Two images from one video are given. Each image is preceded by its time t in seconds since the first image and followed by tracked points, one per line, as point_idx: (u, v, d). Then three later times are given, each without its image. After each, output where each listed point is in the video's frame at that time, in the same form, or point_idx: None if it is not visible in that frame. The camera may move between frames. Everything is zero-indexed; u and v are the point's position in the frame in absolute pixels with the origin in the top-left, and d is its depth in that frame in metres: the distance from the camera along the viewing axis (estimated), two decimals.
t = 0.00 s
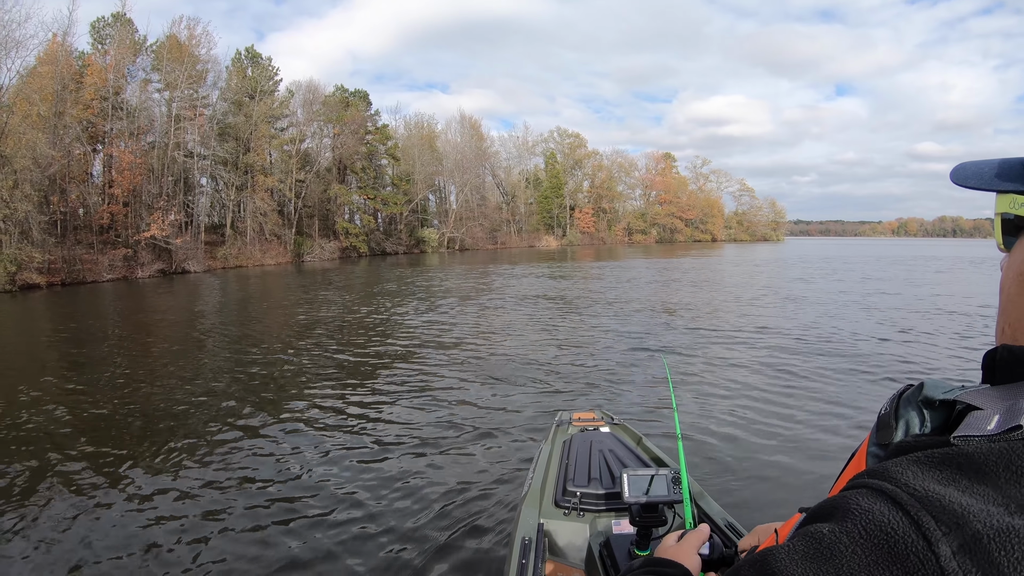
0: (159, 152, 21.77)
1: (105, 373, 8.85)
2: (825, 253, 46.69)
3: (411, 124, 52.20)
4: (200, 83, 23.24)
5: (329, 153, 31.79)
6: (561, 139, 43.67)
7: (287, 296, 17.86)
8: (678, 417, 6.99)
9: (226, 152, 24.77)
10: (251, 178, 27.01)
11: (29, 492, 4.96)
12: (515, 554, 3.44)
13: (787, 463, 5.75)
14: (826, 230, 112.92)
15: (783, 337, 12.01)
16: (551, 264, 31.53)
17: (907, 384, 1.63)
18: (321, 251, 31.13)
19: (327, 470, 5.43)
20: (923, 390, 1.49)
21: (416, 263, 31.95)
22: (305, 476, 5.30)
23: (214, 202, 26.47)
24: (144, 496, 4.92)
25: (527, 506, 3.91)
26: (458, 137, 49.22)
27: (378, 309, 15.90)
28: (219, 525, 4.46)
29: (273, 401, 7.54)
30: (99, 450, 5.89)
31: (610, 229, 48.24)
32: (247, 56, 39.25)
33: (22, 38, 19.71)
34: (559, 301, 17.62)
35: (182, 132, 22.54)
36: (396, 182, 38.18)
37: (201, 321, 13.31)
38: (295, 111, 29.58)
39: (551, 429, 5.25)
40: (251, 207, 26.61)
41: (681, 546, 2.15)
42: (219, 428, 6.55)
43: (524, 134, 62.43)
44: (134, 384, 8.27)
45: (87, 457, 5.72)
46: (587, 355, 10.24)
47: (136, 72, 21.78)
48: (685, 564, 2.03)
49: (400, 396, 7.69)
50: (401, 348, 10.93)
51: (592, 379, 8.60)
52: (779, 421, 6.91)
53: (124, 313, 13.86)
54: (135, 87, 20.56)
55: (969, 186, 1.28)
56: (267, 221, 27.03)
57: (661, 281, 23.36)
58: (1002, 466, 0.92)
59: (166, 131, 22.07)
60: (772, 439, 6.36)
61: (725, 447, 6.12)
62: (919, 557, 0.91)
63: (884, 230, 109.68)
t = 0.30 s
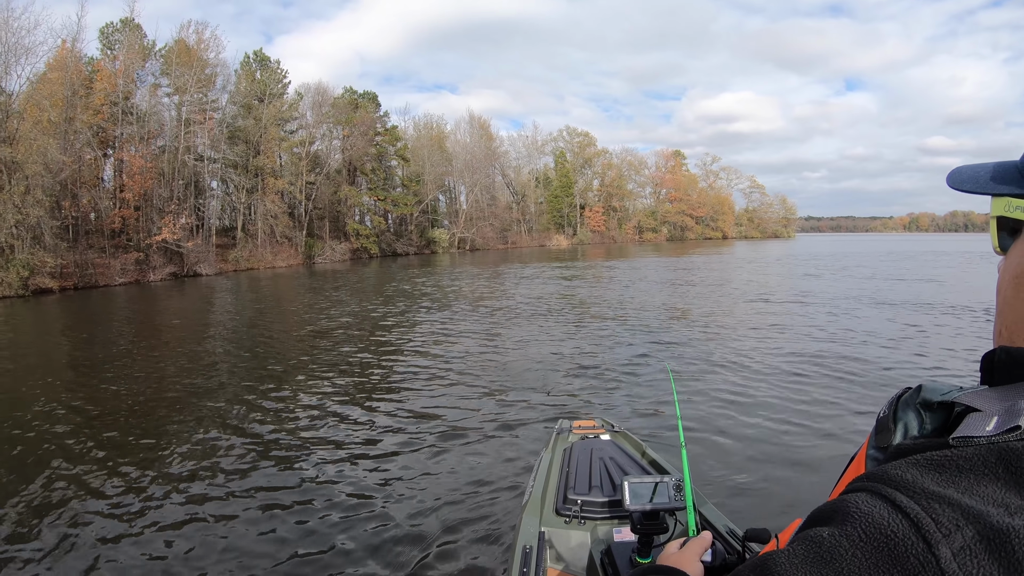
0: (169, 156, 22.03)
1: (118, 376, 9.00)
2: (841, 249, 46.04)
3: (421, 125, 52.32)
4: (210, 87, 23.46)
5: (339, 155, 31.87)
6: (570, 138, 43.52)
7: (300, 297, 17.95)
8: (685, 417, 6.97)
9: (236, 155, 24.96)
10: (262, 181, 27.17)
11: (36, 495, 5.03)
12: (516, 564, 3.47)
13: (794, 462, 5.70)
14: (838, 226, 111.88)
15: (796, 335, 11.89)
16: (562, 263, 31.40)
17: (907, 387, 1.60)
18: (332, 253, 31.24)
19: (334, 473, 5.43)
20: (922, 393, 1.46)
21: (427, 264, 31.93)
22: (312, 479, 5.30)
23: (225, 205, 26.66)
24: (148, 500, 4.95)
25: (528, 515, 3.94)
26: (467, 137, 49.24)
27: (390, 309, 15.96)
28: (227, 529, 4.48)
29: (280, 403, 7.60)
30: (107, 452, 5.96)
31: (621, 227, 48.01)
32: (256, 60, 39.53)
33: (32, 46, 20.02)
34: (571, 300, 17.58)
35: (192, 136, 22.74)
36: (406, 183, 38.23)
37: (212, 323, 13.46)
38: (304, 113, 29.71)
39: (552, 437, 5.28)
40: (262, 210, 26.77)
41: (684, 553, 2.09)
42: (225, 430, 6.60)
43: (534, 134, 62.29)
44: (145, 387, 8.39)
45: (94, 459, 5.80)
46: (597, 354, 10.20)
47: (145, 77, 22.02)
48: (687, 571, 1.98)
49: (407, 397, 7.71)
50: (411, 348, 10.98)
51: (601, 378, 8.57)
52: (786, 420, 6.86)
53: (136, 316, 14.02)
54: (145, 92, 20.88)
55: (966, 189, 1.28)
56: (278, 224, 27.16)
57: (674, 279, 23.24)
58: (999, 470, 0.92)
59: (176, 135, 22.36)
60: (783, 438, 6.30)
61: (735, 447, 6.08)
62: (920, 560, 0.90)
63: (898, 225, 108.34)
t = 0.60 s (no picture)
0: (179, 156, 22.19)
1: (130, 374, 9.13)
2: (857, 243, 45.41)
3: (430, 122, 52.28)
4: (218, 86, 23.53)
5: (349, 153, 31.85)
6: (580, 133, 43.28)
7: (314, 296, 18.01)
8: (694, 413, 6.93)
9: (245, 154, 25.05)
10: (272, 180, 27.25)
11: (47, 494, 5.11)
12: (521, 568, 3.50)
13: (801, 457, 5.68)
14: (850, 220, 110.88)
15: (808, 329, 11.79)
16: (573, 259, 31.25)
17: (908, 387, 1.58)
18: (342, 251, 31.33)
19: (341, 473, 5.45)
20: (923, 393, 1.45)
21: (438, 261, 31.88)
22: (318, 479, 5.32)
23: (235, 204, 26.77)
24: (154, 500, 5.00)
25: (532, 518, 3.97)
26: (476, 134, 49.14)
27: (402, 307, 16.00)
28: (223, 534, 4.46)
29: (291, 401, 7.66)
30: (118, 451, 6.06)
31: (632, 223, 47.71)
32: (264, 59, 39.65)
33: (43, 48, 20.19)
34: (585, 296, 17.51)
35: (202, 136, 22.82)
36: (416, 180, 38.21)
37: (224, 321, 13.59)
38: (314, 112, 29.73)
39: (557, 440, 5.30)
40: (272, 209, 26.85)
41: (687, 555, 2.12)
42: (234, 428, 6.68)
43: (543, 130, 62.03)
44: (156, 385, 8.51)
45: (105, 458, 5.90)
46: (608, 351, 10.15)
47: (154, 78, 22.16)
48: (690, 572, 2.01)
49: (417, 395, 7.73)
50: (422, 346, 11.01)
51: (611, 375, 8.54)
52: (796, 415, 6.81)
53: (149, 315, 14.21)
54: (154, 92, 21.08)
55: (965, 193, 1.26)
56: (289, 222, 27.25)
57: (688, 274, 23.09)
58: (1000, 469, 0.89)
59: (186, 135, 22.49)
60: (795, 435, 6.23)
61: (745, 443, 6.03)
62: (919, 560, 0.87)
63: (913, 219, 107.14)
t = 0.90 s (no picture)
0: (188, 156, 22.42)
1: (142, 373, 9.27)
2: (870, 237, 45.01)
3: (438, 119, 52.36)
4: (226, 86, 23.71)
5: (357, 151, 31.98)
6: (588, 130, 43.15)
7: (323, 294, 18.17)
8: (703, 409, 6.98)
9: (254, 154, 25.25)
10: (281, 179, 27.45)
11: (68, 488, 5.28)
12: (529, 559, 3.58)
13: (808, 452, 5.70)
14: (858, 215, 110.43)
15: (817, 324, 11.74)
16: (581, 256, 31.25)
17: (913, 381, 1.63)
18: (352, 249, 31.56)
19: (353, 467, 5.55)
20: (928, 387, 1.49)
21: (447, 258, 32.01)
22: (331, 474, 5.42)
23: (244, 203, 27.00)
24: (170, 495, 5.13)
25: (541, 510, 4.05)
26: (483, 131, 49.12)
27: (410, 304, 16.14)
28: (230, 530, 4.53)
29: (302, 397, 7.79)
30: (136, 447, 6.21)
31: (640, 219, 47.57)
32: (271, 58, 39.83)
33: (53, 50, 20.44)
34: (593, 292, 17.54)
35: (210, 136, 23.00)
36: (424, 178, 38.31)
37: (234, 320, 13.80)
38: (321, 110, 29.86)
39: (564, 432, 5.37)
40: (282, 208, 27.07)
41: (693, 547, 2.13)
42: (247, 423, 6.81)
43: (551, 127, 61.99)
44: (169, 382, 8.72)
45: (122, 454, 6.04)
46: (617, 347, 10.19)
47: (163, 78, 22.36)
48: (695, 565, 2.01)
49: (428, 392, 7.84)
50: (432, 342, 11.13)
51: (620, 371, 8.59)
52: (803, 411, 6.82)
53: (158, 314, 14.38)
54: (162, 93, 21.30)
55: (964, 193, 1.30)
56: (298, 220, 27.40)
57: (697, 270, 23.03)
58: (1001, 466, 0.92)
59: (194, 135, 22.66)
60: (804, 429, 6.26)
61: (754, 439, 6.06)
62: (920, 559, 0.91)
63: (925, 212, 106.21)
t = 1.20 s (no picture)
0: (195, 158, 22.60)
1: (152, 374, 9.41)
2: (879, 236, 44.64)
3: (444, 120, 52.48)
4: (232, 88, 23.86)
5: (363, 152, 32.10)
6: (594, 129, 43.11)
7: (328, 294, 18.28)
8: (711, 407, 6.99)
9: (260, 155, 25.40)
10: (287, 180, 27.62)
11: (83, 485, 5.39)
12: (537, 550, 3.60)
13: (816, 451, 5.69)
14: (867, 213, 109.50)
15: (825, 323, 11.69)
16: (588, 255, 31.21)
17: (924, 372, 1.65)
18: (358, 250, 31.70)
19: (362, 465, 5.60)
20: (939, 376, 1.50)
21: (453, 258, 32.11)
22: (340, 472, 5.47)
23: (251, 205, 27.18)
24: (180, 492, 5.22)
25: (549, 503, 4.09)
26: (489, 131, 49.16)
27: (417, 304, 16.23)
28: (237, 528, 4.58)
29: (310, 395, 7.93)
30: (148, 444, 6.36)
31: (647, 218, 47.45)
32: (277, 60, 40.04)
33: (60, 54, 20.66)
34: (599, 292, 17.55)
35: (217, 137, 23.16)
36: (430, 178, 38.40)
37: (242, 321, 13.94)
38: (327, 111, 30.01)
39: (572, 425, 5.41)
40: (288, 209, 27.24)
41: (703, 541, 2.18)
42: (257, 423, 6.90)
43: (557, 126, 61.99)
44: (179, 383, 8.84)
45: (136, 451, 6.19)
46: (624, 346, 10.21)
47: (169, 80, 22.54)
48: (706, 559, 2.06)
49: (437, 390, 7.89)
50: (439, 342, 11.20)
51: (627, 370, 8.61)
52: (811, 409, 6.80)
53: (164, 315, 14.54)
54: (168, 95, 21.48)
55: (971, 183, 1.32)
56: (305, 221, 27.58)
57: (705, 269, 22.97)
58: (1013, 455, 0.93)
59: (201, 136, 22.80)
60: (813, 428, 6.26)
61: (762, 437, 6.06)
62: (934, 547, 0.91)
63: (936, 209, 105.23)
